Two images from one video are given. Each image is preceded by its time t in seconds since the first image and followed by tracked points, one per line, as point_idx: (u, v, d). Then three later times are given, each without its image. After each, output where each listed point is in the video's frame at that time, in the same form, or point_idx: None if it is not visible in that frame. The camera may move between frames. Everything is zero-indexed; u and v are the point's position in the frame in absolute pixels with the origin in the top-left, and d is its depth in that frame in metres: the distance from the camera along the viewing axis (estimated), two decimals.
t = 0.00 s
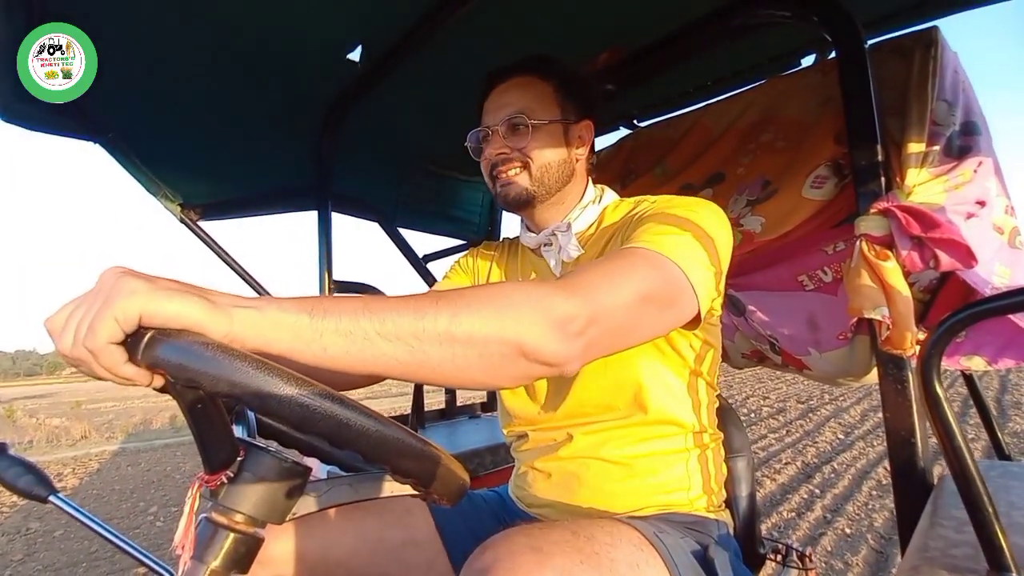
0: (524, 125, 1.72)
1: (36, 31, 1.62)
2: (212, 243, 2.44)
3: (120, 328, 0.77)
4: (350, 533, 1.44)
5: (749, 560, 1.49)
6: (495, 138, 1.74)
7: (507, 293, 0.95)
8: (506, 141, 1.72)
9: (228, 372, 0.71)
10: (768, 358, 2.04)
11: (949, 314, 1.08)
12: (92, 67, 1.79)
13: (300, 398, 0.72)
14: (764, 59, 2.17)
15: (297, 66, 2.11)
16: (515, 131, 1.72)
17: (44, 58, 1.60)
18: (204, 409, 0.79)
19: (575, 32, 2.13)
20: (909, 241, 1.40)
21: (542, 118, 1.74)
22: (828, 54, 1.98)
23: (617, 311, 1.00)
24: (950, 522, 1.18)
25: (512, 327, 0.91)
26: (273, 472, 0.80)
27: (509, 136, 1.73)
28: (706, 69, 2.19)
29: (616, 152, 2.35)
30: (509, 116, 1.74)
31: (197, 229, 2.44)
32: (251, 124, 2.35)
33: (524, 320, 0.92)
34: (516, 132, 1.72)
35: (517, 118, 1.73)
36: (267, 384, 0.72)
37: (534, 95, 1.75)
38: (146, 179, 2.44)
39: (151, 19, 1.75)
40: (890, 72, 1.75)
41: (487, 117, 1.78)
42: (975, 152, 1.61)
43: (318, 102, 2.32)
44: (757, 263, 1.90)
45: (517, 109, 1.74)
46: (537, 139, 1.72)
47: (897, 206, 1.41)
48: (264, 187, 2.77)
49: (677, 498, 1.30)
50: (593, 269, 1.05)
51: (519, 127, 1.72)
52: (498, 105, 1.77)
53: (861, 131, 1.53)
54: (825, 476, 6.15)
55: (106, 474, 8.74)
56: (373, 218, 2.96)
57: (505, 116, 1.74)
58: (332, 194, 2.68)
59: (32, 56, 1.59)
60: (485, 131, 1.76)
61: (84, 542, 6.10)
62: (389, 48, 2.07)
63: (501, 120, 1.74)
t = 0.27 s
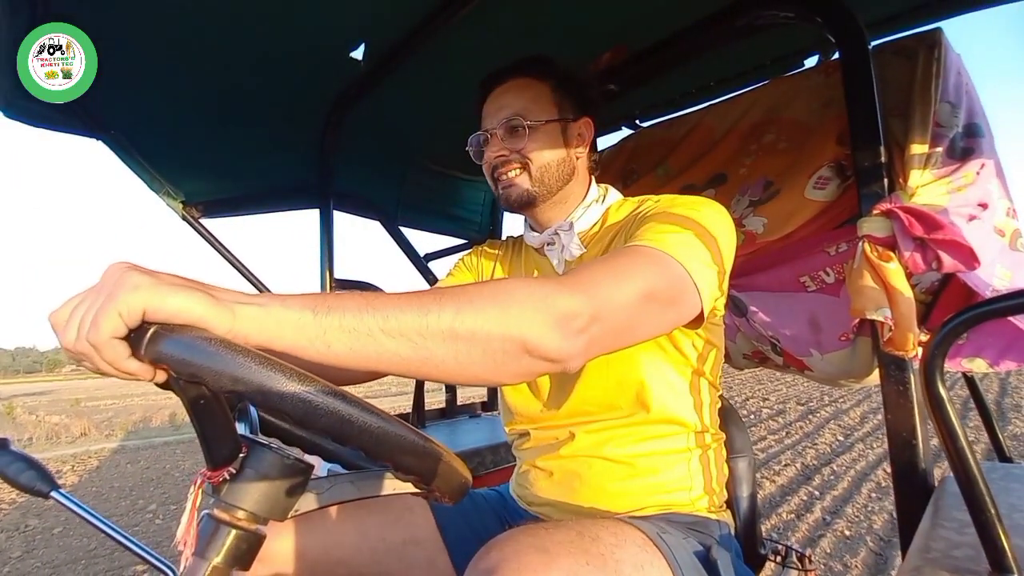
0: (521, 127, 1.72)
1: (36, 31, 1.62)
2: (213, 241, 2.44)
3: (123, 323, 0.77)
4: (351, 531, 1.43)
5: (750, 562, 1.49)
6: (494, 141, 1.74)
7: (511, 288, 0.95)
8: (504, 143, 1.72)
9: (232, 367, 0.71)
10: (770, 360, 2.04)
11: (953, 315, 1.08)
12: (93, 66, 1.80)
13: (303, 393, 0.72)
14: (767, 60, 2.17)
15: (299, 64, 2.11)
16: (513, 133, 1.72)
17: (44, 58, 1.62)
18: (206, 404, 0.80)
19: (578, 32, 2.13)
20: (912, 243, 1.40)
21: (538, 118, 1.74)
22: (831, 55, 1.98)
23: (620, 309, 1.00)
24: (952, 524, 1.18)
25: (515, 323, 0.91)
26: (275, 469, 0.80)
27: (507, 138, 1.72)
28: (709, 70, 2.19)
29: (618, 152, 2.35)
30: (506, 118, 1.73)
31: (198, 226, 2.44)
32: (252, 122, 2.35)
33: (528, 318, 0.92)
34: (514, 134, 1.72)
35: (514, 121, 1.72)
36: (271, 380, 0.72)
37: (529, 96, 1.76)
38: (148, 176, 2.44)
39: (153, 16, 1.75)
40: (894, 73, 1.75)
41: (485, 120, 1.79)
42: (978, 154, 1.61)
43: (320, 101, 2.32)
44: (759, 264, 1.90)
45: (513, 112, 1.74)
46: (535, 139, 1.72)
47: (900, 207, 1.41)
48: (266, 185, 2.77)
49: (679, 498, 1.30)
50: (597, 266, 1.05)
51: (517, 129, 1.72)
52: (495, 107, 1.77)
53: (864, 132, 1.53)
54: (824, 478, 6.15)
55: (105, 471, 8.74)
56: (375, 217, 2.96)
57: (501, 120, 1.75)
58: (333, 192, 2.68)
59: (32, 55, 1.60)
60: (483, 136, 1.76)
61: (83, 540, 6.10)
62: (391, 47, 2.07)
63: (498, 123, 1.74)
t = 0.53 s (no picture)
0: (521, 130, 1.72)
1: (37, 31, 1.64)
2: (213, 240, 2.44)
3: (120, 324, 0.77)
4: (351, 531, 1.44)
5: (748, 563, 1.50)
6: (494, 145, 1.75)
7: (507, 281, 0.95)
8: (504, 147, 1.73)
9: (232, 370, 0.71)
10: (769, 361, 2.05)
11: (950, 318, 1.08)
12: (93, 66, 1.85)
13: (303, 396, 0.73)
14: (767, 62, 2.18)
15: (300, 66, 2.12)
16: (513, 137, 1.72)
17: (45, 58, 1.66)
18: (206, 405, 0.80)
19: (578, 34, 2.14)
20: (909, 245, 1.41)
21: (537, 122, 1.75)
22: (831, 57, 1.99)
23: (618, 303, 1.00)
24: (948, 526, 1.18)
25: (513, 317, 0.92)
26: (274, 470, 0.81)
27: (507, 142, 1.73)
28: (709, 72, 2.20)
29: (617, 154, 2.36)
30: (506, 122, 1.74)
31: (198, 226, 2.45)
32: (253, 123, 2.36)
33: (525, 312, 0.92)
34: (513, 137, 1.72)
35: (514, 124, 1.72)
36: (270, 382, 0.72)
37: (528, 99, 1.76)
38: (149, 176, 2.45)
39: (155, 18, 1.76)
40: (893, 75, 1.75)
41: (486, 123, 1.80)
42: (976, 158, 1.61)
43: (320, 102, 2.33)
44: (758, 266, 1.90)
45: (513, 115, 1.75)
46: (534, 142, 1.72)
47: (897, 210, 1.42)
48: (267, 185, 2.78)
49: (676, 500, 1.31)
50: (594, 262, 1.05)
51: (516, 132, 1.72)
52: (495, 111, 1.78)
53: (863, 134, 1.54)
54: (824, 480, 6.15)
55: (105, 471, 8.75)
56: (375, 217, 2.97)
57: (501, 124, 1.75)
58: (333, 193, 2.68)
59: (32, 55, 1.64)
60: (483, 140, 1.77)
61: (83, 539, 6.11)
62: (392, 48, 2.08)
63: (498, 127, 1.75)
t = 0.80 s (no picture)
0: (525, 131, 1.73)
1: (36, 31, 1.61)
2: (215, 240, 2.45)
3: (130, 323, 0.78)
4: (353, 530, 1.44)
5: (749, 562, 1.50)
6: (498, 146, 1.75)
7: (514, 289, 0.96)
8: (508, 148, 1.73)
9: (238, 368, 0.72)
10: (770, 362, 2.05)
11: (951, 319, 1.09)
12: (92, 66, 1.81)
13: (308, 395, 0.73)
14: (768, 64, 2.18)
15: (303, 66, 2.12)
16: (517, 138, 1.73)
17: (44, 58, 1.63)
18: (211, 404, 0.79)
19: (581, 35, 2.14)
20: (911, 247, 1.41)
21: (541, 123, 1.75)
22: (833, 60, 1.99)
23: (622, 310, 1.01)
24: (949, 527, 1.18)
25: (518, 323, 0.92)
26: (278, 469, 0.81)
27: (511, 143, 1.73)
28: (711, 74, 2.20)
29: (620, 154, 2.39)
30: (511, 123, 1.74)
31: (200, 225, 2.45)
32: (256, 123, 2.36)
33: (530, 319, 0.93)
34: (517, 139, 1.73)
35: (518, 125, 1.73)
36: (275, 381, 0.72)
37: (532, 100, 1.76)
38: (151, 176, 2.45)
39: (159, 18, 1.76)
40: (895, 78, 1.76)
41: (488, 126, 1.80)
42: (977, 159, 1.61)
43: (323, 103, 2.33)
44: (759, 267, 1.90)
45: (517, 116, 1.75)
46: (537, 145, 1.72)
47: (899, 211, 1.42)
48: (269, 184, 2.78)
49: (678, 500, 1.31)
50: (598, 268, 1.06)
51: (520, 134, 1.73)
52: (497, 113, 1.78)
53: (864, 137, 1.54)
54: (824, 481, 6.15)
55: (106, 470, 8.76)
56: (377, 217, 2.97)
57: (505, 124, 1.75)
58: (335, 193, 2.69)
59: (32, 56, 1.61)
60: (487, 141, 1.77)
61: (83, 538, 6.11)
62: (395, 50, 2.08)
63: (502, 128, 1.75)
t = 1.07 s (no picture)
0: (530, 129, 1.72)
1: (36, 32, 1.60)
2: (217, 238, 2.44)
3: (137, 316, 0.78)
4: (354, 529, 1.44)
5: (750, 562, 1.49)
6: (502, 143, 1.74)
7: (519, 300, 0.96)
8: (512, 145, 1.73)
9: (242, 365, 0.72)
10: (771, 362, 2.05)
11: (955, 319, 1.08)
12: (93, 66, 1.79)
13: (312, 392, 0.73)
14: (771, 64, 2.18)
15: (304, 65, 2.12)
16: (522, 136, 1.73)
17: (44, 59, 1.61)
18: (214, 401, 0.79)
19: (583, 35, 2.14)
20: (913, 248, 1.41)
21: (545, 122, 1.75)
22: (835, 60, 1.99)
23: (626, 321, 1.00)
24: (952, 527, 1.18)
25: (522, 335, 0.92)
26: (280, 466, 0.81)
27: (516, 141, 1.73)
28: (713, 74, 2.20)
29: (620, 154, 2.38)
30: (516, 121, 1.73)
31: (202, 224, 2.45)
32: (257, 121, 2.36)
33: (535, 330, 0.93)
34: (522, 137, 1.73)
35: (523, 124, 1.73)
36: (279, 378, 0.72)
37: (537, 97, 1.76)
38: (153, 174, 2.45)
39: (160, 16, 1.76)
40: (898, 78, 1.76)
41: (491, 122, 1.79)
42: (980, 160, 1.61)
43: (325, 101, 2.33)
44: (761, 267, 1.90)
45: (521, 114, 1.75)
46: (541, 144, 1.72)
47: (902, 212, 1.42)
48: (270, 183, 2.78)
49: (679, 500, 1.31)
50: (602, 275, 1.05)
51: (525, 132, 1.73)
52: (501, 110, 1.77)
53: (867, 137, 1.54)
54: (824, 482, 6.15)
55: (105, 468, 8.76)
56: (378, 217, 2.97)
57: (510, 121, 1.75)
58: (337, 191, 2.68)
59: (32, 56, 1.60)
60: (491, 138, 1.77)
61: (82, 537, 6.11)
62: (397, 49, 2.08)
63: (506, 125, 1.74)
